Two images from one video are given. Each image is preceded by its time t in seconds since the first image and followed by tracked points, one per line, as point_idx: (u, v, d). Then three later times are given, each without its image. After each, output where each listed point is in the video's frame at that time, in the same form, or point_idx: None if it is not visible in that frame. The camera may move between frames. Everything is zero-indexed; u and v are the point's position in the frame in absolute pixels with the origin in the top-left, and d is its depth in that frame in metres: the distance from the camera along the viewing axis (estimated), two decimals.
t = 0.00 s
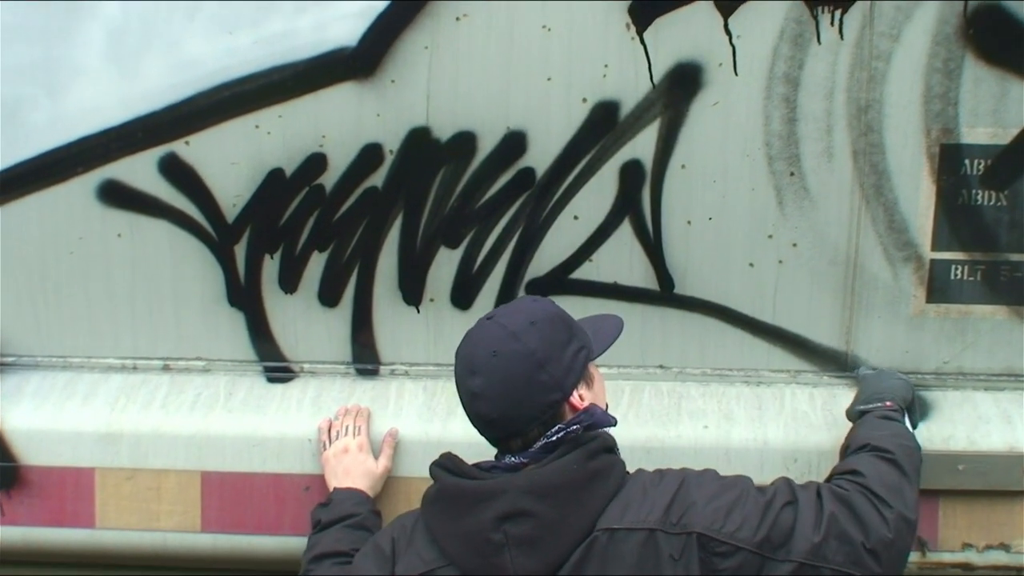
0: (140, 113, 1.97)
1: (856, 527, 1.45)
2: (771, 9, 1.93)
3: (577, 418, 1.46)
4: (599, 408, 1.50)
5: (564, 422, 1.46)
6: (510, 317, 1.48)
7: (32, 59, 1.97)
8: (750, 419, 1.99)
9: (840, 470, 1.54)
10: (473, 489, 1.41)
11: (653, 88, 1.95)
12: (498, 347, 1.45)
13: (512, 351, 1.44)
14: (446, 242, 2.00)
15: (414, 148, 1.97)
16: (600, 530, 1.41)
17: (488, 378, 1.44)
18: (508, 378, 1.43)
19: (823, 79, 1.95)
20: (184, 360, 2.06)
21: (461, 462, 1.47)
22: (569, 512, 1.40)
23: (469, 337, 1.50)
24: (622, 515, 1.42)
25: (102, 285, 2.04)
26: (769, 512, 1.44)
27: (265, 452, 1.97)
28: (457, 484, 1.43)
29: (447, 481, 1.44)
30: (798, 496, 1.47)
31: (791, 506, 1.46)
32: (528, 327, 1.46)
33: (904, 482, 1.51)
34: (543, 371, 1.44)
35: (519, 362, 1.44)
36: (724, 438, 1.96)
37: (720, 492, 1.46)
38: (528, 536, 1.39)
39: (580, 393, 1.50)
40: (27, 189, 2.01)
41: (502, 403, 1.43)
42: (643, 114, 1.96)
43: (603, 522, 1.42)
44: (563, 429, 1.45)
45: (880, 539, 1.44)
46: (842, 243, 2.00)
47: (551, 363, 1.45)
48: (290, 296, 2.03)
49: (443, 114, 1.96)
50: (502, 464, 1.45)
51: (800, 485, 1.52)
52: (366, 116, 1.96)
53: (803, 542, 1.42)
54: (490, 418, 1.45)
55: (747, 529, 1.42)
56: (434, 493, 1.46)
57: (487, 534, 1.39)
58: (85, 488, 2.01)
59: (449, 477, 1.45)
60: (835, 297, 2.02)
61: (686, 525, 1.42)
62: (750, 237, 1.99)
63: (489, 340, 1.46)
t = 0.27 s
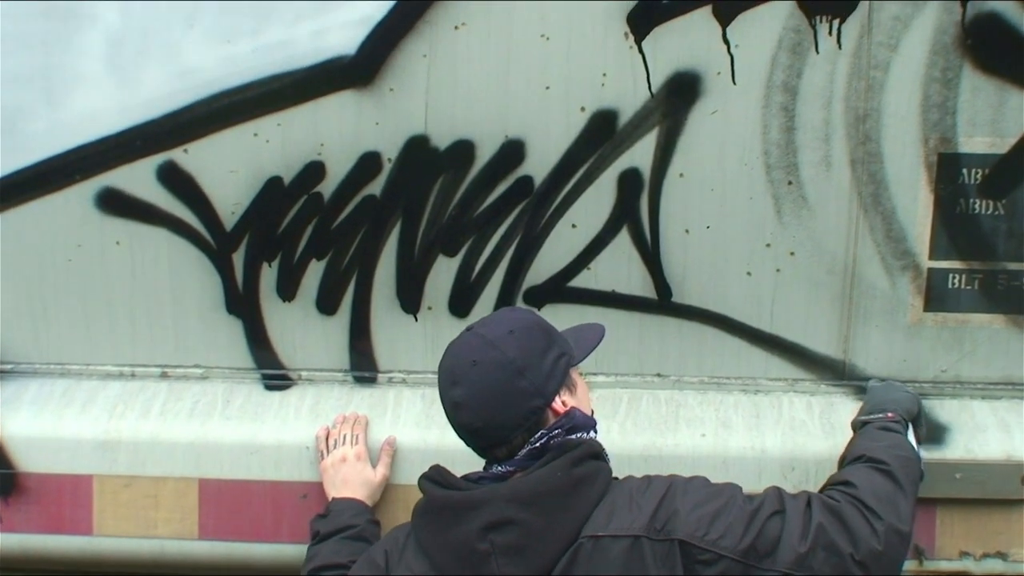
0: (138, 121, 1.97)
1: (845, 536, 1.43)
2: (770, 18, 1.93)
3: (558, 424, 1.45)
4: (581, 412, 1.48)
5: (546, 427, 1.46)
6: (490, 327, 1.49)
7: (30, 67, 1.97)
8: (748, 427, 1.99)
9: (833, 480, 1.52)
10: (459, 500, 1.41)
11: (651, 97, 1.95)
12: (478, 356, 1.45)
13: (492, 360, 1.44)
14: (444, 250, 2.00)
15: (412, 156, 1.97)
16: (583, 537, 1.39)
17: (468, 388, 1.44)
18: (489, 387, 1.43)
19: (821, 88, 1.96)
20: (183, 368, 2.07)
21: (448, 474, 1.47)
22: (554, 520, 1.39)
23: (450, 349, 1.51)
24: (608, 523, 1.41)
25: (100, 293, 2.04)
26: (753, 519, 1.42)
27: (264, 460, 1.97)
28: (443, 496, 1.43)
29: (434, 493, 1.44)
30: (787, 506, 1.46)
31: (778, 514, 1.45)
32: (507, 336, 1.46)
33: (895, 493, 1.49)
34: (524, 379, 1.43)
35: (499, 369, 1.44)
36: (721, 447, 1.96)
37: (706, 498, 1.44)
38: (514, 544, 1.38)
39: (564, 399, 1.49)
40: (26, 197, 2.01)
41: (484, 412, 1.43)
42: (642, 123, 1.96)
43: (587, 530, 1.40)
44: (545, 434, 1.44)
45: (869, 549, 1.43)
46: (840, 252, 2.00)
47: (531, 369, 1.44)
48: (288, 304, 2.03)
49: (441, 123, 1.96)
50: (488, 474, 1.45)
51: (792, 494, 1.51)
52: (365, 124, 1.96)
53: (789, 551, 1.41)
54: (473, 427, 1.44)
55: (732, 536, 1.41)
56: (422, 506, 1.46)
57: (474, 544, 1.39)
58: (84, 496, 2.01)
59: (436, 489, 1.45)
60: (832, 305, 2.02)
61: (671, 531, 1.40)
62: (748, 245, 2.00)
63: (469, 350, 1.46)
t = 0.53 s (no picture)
0: (133, 122, 1.98)
1: (834, 523, 1.45)
2: (764, 19, 1.93)
3: (546, 422, 1.46)
4: (568, 410, 1.49)
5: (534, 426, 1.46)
6: (474, 328, 1.49)
7: (25, 67, 1.97)
8: (742, 428, 2.00)
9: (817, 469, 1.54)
10: (451, 501, 1.41)
11: (645, 98, 1.95)
12: (463, 358, 1.46)
13: (476, 360, 1.45)
14: (438, 251, 2.01)
15: (406, 157, 1.97)
16: (575, 533, 1.41)
17: (453, 389, 1.44)
18: (473, 387, 1.43)
19: (815, 90, 1.96)
20: (177, 368, 2.07)
21: (440, 476, 1.48)
22: (545, 518, 1.39)
23: (434, 353, 1.51)
24: (599, 519, 1.42)
25: (95, 293, 2.04)
26: (742, 512, 1.44)
27: (258, 460, 1.97)
28: (435, 498, 1.43)
29: (425, 495, 1.45)
30: (774, 497, 1.47)
31: (767, 506, 1.46)
32: (491, 337, 1.47)
33: (878, 478, 1.51)
34: (509, 378, 1.44)
35: (484, 369, 1.44)
36: (715, 448, 1.97)
37: (695, 495, 1.45)
38: (506, 543, 1.38)
39: (550, 398, 1.50)
40: (20, 198, 2.01)
41: (470, 413, 1.43)
42: (636, 124, 1.96)
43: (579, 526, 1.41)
44: (533, 434, 1.45)
45: (858, 535, 1.44)
46: (833, 253, 2.00)
47: (516, 368, 1.45)
48: (282, 304, 2.03)
49: (435, 123, 1.96)
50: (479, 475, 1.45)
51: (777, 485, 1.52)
52: (359, 125, 1.96)
53: (780, 540, 1.43)
54: (460, 428, 1.45)
55: (722, 529, 1.42)
56: (415, 509, 1.46)
57: (467, 544, 1.39)
58: (78, 496, 2.01)
59: (428, 491, 1.45)
60: (826, 306, 2.02)
61: (662, 527, 1.42)
62: (742, 247, 2.00)
63: (453, 352, 1.47)
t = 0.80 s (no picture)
0: (124, 126, 1.98)
1: (823, 506, 1.47)
2: (754, 25, 1.94)
3: (538, 432, 1.46)
4: (558, 419, 1.49)
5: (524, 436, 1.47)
6: (454, 342, 1.48)
7: (17, 72, 1.97)
8: (732, 433, 2.00)
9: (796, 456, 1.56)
10: (446, 509, 1.42)
11: (636, 103, 1.96)
12: (447, 375, 1.45)
13: (460, 376, 1.45)
14: (429, 256, 2.01)
15: (397, 162, 1.98)
16: (573, 533, 1.43)
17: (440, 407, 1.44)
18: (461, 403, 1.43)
19: (805, 96, 1.97)
20: (168, 373, 2.07)
21: (431, 483, 1.48)
22: (542, 522, 1.41)
23: (417, 369, 1.51)
24: (596, 518, 1.45)
25: (86, 298, 2.04)
26: (737, 504, 1.46)
27: (249, 465, 1.97)
28: (431, 505, 1.43)
29: (420, 503, 1.45)
30: (764, 485, 1.49)
31: (759, 495, 1.48)
32: (472, 351, 1.46)
33: (856, 458, 1.55)
34: (494, 392, 1.44)
35: (469, 385, 1.44)
36: (706, 453, 1.97)
37: (688, 491, 1.48)
38: (504, 548, 1.40)
39: (536, 405, 1.51)
40: (12, 202, 2.01)
41: (459, 429, 1.44)
42: (626, 130, 1.97)
43: (577, 526, 1.44)
44: (525, 444, 1.45)
45: (846, 515, 1.47)
46: (823, 258, 2.01)
47: (500, 380, 1.45)
48: (273, 309, 2.04)
49: (427, 129, 1.97)
50: (470, 483, 1.45)
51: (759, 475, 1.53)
52: (350, 130, 1.97)
53: (776, 526, 1.45)
54: (450, 444, 1.45)
55: (717, 523, 1.44)
56: (409, 516, 1.46)
57: (465, 551, 1.40)
58: (69, 501, 2.01)
59: (421, 499, 1.45)
60: (815, 312, 2.03)
61: (659, 525, 1.44)
62: (732, 252, 2.01)
63: (436, 369, 1.46)
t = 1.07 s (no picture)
0: (115, 133, 1.98)
1: (788, 434, 1.58)
2: (744, 33, 1.94)
3: (535, 435, 1.45)
4: (556, 420, 1.47)
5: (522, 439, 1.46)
6: (439, 356, 1.49)
7: (6, 78, 1.97)
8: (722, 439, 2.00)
9: (742, 382, 1.62)
10: (454, 515, 1.43)
11: (627, 110, 1.96)
12: (437, 391, 1.46)
13: (450, 391, 1.46)
14: (420, 263, 2.02)
15: (388, 169, 1.98)
16: (582, 515, 1.48)
17: (434, 423, 1.46)
18: (453, 417, 1.45)
19: (796, 103, 1.97)
20: (159, 379, 2.08)
21: (433, 490, 1.48)
22: (551, 513, 1.45)
23: (404, 386, 1.51)
24: (598, 496, 1.50)
25: (77, 304, 2.04)
26: (716, 459, 1.54)
27: (239, 471, 1.98)
28: (438, 512, 1.45)
29: (426, 511, 1.46)
30: (731, 430, 1.57)
31: (730, 441, 1.56)
32: (459, 362, 1.47)
33: (796, 368, 1.63)
34: (485, 401, 1.45)
35: (460, 398, 1.45)
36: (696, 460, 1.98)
37: (671, 459, 1.54)
38: (518, 545, 1.43)
39: (524, 406, 1.54)
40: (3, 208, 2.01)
41: (455, 443, 1.45)
42: (617, 137, 1.97)
43: (584, 507, 1.48)
44: (522, 447, 1.45)
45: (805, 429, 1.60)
46: (813, 265, 2.02)
47: (490, 389, 1.46)
48: (264, 316, 2.04)
49: (418, 135, 1.97)
50: (467, 488, 1.46)
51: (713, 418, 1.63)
52: (342, 137, 1.97)
53: (758, 464, 1.54)
54: (449, 457, 1.47)
55: (705, 479, 1.52)
56: (415, 524, 1.48)
57: (478, 553, 1.43)
58: (59, 507, 2.01)
59: (427, 507, 1.47)
60: (805, 318, 2.04)
61: (655, 493, 1.51)
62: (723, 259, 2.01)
63: (425, 385, 1.47)
